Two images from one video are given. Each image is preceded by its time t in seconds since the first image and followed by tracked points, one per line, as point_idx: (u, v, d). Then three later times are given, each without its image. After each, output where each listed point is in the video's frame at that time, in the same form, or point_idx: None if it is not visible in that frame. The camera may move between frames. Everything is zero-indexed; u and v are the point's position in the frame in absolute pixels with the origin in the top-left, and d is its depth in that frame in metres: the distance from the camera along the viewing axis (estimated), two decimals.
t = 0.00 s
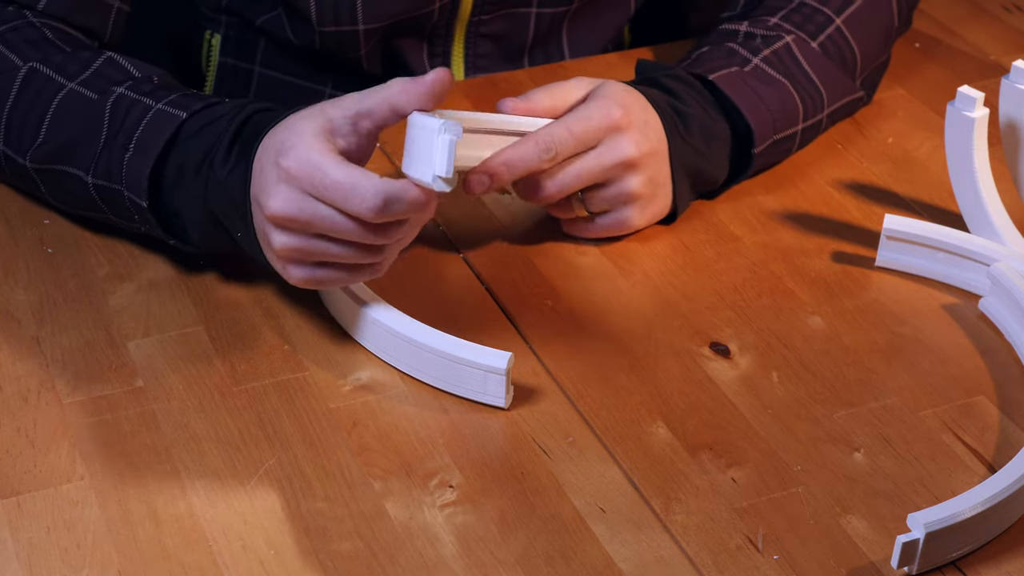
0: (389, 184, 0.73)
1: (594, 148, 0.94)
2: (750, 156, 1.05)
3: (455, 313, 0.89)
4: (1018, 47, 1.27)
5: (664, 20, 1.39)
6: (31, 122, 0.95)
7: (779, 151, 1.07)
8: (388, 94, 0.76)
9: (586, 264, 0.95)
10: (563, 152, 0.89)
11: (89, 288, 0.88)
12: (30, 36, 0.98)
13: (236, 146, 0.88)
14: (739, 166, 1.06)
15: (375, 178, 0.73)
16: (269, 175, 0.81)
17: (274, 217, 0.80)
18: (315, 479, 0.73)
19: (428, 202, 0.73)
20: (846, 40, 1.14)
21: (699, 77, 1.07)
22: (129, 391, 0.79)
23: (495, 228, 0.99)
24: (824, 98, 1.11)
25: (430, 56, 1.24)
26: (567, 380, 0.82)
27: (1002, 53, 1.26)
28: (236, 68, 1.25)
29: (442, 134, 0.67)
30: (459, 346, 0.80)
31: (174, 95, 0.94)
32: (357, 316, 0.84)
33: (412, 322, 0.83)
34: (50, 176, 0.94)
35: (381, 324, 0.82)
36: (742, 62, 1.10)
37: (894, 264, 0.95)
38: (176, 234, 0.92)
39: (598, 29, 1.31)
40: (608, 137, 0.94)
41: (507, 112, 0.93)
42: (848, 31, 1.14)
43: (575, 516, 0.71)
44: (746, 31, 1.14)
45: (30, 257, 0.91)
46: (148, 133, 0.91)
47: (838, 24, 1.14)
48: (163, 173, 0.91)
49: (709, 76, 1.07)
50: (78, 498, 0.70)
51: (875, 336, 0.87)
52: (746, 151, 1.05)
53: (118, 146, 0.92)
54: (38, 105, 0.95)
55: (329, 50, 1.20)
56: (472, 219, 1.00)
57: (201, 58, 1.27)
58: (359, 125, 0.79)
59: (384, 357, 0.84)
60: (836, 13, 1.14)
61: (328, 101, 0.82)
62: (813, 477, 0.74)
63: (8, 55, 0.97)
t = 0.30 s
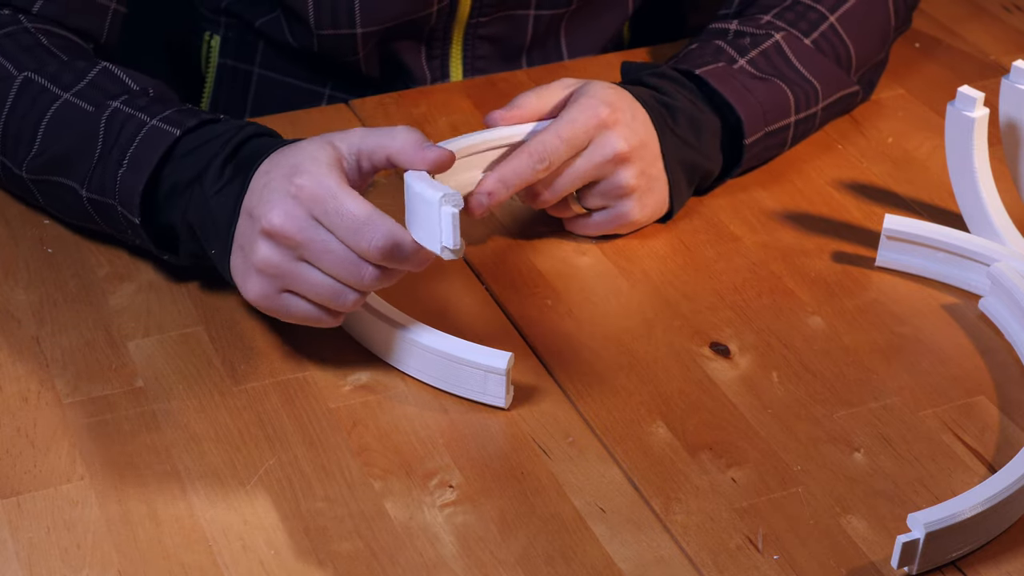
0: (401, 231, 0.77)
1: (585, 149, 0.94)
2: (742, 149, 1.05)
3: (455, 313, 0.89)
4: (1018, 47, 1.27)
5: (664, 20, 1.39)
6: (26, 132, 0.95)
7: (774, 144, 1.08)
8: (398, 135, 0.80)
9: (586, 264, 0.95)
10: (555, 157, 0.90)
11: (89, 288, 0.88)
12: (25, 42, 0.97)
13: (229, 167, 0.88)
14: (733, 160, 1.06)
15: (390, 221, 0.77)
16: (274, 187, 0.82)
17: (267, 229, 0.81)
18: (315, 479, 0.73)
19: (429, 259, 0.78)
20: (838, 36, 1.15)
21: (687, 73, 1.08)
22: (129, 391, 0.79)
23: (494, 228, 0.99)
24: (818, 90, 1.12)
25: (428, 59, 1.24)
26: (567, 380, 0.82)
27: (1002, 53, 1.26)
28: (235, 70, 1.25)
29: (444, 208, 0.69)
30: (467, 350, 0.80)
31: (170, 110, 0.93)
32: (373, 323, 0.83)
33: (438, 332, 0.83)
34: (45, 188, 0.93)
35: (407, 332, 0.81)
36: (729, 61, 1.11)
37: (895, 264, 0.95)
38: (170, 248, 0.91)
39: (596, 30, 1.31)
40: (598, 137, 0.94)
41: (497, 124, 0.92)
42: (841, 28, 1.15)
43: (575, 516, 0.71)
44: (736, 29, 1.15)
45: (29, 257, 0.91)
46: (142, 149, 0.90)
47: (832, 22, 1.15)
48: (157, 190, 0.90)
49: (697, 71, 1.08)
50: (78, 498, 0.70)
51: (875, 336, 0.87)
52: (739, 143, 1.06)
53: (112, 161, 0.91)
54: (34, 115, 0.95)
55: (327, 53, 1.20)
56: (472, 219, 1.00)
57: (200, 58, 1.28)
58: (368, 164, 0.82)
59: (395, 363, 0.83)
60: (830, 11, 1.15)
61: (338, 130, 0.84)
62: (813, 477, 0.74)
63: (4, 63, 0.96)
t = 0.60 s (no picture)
0: (408, 221, 0.78)
1: (597, 141, 0.93)
2: (736, 143, 1.06)
3: (455, 313, 0.89)
4: (1018, 47, 1.27)
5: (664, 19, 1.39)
6: (29, 140, 0.94)
7: (769, 141, 1.08)
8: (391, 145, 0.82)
9: (585, 264, 0.95)
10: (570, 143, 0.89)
11: (89, 288, 0.88)
12: (30, 47, 0.97)
13: (230, 184, 0.88)
14: (728, 155, 1.07)
15: (397, 211, 0.78)
16: (278, 183, 0.83)
17: (271, 222, 0.81)
18: (315, 479, 0.73)
19: (431, 255, 0.79)
20: (833, 35, 1.16)
21: (678, 72, 1.10)
22: (129, 391, 0.79)
23: (494, 227, 0.99)
24: (813, 86, 1.12)
25: (432, 58, 1.24)
26: (567, 380, 0.82)
27: (1002, 53, 1.26)
28: (237, 70, 1.26)
29: (430, 177, 0.72)
30: (468, 350, 0.80)
31: (174, 126, 0.93)
32: (375, 319, 0.83)
33: (442, 332, 0.83)
34: (45, 195, 0.93)
35: (408, 327, 0.82)
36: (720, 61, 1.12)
37: (895, 264, 0.95)
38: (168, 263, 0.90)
39: (602, 32, 1.31)
40: (609, 129, 0.93)
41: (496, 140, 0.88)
42: (837, 27, 1.16)
43: (575, 516, 0.71)
44: (729, 30, 1.16)
45: (29, 257, 0.91)
46: (144, 165, 0.90)
47: (827, 21, 1.15)
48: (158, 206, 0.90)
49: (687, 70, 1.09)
50: (78, 498, 0.70)
51: (875, 336, 0.87)
52: (732, 137, 1.06)
53: (114, 175, 0.91)
54: (37, 123, 0.94)
55: (333, 53, 1.19)
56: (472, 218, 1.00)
57: (202, 57, 1.28)
58: (370, 173, 0.84)
59: (394, 359, 0.83)
60: (825, 10, 1.16)
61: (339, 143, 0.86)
62: (813, 477, 0.74)
63: (9, 69, 0.96)
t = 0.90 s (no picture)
0: (403, 228, 0.78)
1: (598, 131, 0.93)
2: (734, 143, 1.06)
3: (456, 313, 0.89)
4: (1018, 47, 1.27)
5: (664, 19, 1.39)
6: (27, 146, 0.94)
7: (768, 141, 1.08)
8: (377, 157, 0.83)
9: (586, 264, 0.95)
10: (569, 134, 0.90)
11: (89, 288, 0.88)
12: (29, 51, 0.97)
13: (228, 196, 0.87)
14: (727, 155, 1.07)
15: (393, 217, 0.78)
16: (276, 188, 0.83)
17: (268, 224, 0.81)
18: (314, 479, 0.73)
19: (425, 263, 0.79)
20: (832, 35, 1.16)
21: (677, 73, 1.09)
22: (129, 391, 0.79)
23: (494, 227, 0.99)
24: (811, 87, 1.12)
25: (430, 58, 1.24)
26: (567, 380, 0.82)
27: (1002, 53, 1.26)
28: (236, 70, 1.26)
29: (389, 175, 0.73)
30: (468, 350, 0.80)
31: (173, 135, 0.92)
32: (375, 319, 0.83)
33: (442, 332, 0.83)
34: (43, 201, 0.92)
35: (407, 327, 0.82)
36: (719, 62, 1.12)
37: (895, 264, 0.95)
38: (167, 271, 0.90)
39: (599, 32, 1.31)
40: (609, 118, 0.94)
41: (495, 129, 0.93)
42: (835, 27, 1.16)
43: (575, 516, 0.71)
44: (728, 31, 1.17)
45: (29, 257, 0.91)
46: (143, 174, 0.90)
47: (826, 22, 1.15)
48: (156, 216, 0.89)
49: (686, 70, 1.09)
50: (78, 498, 0.70)
51: (874, 336, 0.87)
52: (731, 137, 1.06)
53: (112, 184, 0.90)
54: (36, 129, 0.94)
55: (331, 53, 1.20)
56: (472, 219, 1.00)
57: (201, 58, 1.28)
58: (367, 182, 0.85)
59: (394, 359, 0.83)
60: (824, 11, 1.16)
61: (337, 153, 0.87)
62: (813, 477, 0.74)
63: (9, 74, 0.96)
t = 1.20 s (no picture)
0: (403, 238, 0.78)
1: (597, 119, 0.94)
2: (732, 142, 1.06)
3: (456, 313, 0.89)
4: (1018, 47, 1.27)
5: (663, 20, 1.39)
6: (27, 149, 0.94)
7: (767, 140, 1.08)
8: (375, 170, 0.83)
9: (585, 264, 0.95)
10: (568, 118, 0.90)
11: (89, 288, 0.88)
12: (28, 53, 0.97)
13: (228, 204, 0.87)
14: (727, 155, 1.06)
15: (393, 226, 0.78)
16: (276, 196, 0.82)
17: (268, 233, 0.81)
18: (315, 479, 0.73)
19: (426, 271, 0.79)
20: (830, 35, 1.16)
21: (672, 73, 1.10)
22: (129, 392, 0.79)
23: (494, 228, 0.99)
24: (809, 87, 1.12)
25: (430, 58, 1.24)
26: (567, 380, 0.82)
27: (1002, 53, 1.26)
28: (236, 71, 1.26)
29: (388, 188, 0.72)
30: (467, 350, 0.80)
31: (172, 141, 0.92)
32: (375, 319, 0.83)
33: (442, 332, 0.83)
34: (42, 205, 0.92)
35: (407, 327, 0.82)
36: (715, 63, 1.12)
37: (894, 264, 0.95)
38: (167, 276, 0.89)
39: (597, 32, 1.31)
40: (607, 107, 0.94)
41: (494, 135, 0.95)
42: (833, 27, 1.16)
43: (575, 516, 0.71)
44: (724, 32, 1.17)
45: (29, 257, 0.91)
46: (142, 181, 0.90)
47: (824, 23, 1.16)
48: (155, 221, 0.89)
49: (682, 70, 1.09)
50: (78, 498, 0.70)
51: (875, 336, 0.87)
52: (729, 137, 1.06)
53: (111, 190, 0.90)
54: (35, 133, 0.94)
55: (330, 54, 1.19)
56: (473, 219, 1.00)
57: (201, 59, 1.28)
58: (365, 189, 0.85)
59: (393, 359, 0.83)
60: (822, 12, 1.16)
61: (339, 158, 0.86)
62: (813, 477, 0.74)
63: (8, 77, 0.96)
